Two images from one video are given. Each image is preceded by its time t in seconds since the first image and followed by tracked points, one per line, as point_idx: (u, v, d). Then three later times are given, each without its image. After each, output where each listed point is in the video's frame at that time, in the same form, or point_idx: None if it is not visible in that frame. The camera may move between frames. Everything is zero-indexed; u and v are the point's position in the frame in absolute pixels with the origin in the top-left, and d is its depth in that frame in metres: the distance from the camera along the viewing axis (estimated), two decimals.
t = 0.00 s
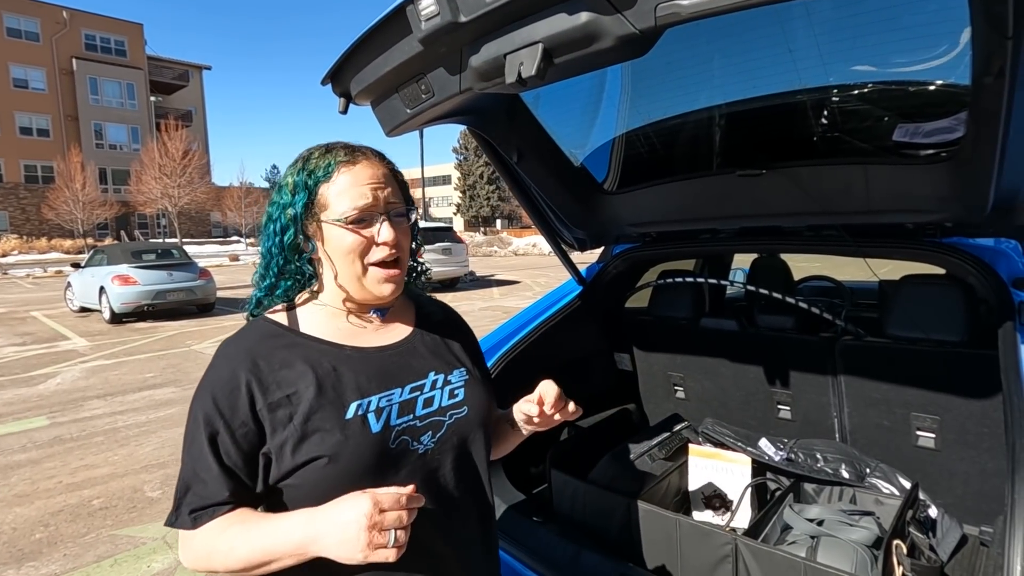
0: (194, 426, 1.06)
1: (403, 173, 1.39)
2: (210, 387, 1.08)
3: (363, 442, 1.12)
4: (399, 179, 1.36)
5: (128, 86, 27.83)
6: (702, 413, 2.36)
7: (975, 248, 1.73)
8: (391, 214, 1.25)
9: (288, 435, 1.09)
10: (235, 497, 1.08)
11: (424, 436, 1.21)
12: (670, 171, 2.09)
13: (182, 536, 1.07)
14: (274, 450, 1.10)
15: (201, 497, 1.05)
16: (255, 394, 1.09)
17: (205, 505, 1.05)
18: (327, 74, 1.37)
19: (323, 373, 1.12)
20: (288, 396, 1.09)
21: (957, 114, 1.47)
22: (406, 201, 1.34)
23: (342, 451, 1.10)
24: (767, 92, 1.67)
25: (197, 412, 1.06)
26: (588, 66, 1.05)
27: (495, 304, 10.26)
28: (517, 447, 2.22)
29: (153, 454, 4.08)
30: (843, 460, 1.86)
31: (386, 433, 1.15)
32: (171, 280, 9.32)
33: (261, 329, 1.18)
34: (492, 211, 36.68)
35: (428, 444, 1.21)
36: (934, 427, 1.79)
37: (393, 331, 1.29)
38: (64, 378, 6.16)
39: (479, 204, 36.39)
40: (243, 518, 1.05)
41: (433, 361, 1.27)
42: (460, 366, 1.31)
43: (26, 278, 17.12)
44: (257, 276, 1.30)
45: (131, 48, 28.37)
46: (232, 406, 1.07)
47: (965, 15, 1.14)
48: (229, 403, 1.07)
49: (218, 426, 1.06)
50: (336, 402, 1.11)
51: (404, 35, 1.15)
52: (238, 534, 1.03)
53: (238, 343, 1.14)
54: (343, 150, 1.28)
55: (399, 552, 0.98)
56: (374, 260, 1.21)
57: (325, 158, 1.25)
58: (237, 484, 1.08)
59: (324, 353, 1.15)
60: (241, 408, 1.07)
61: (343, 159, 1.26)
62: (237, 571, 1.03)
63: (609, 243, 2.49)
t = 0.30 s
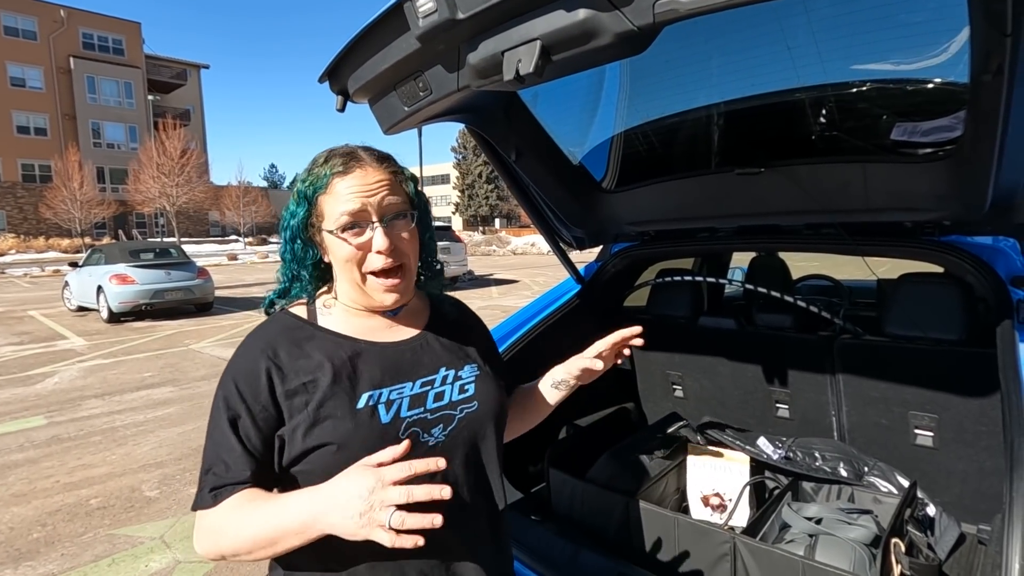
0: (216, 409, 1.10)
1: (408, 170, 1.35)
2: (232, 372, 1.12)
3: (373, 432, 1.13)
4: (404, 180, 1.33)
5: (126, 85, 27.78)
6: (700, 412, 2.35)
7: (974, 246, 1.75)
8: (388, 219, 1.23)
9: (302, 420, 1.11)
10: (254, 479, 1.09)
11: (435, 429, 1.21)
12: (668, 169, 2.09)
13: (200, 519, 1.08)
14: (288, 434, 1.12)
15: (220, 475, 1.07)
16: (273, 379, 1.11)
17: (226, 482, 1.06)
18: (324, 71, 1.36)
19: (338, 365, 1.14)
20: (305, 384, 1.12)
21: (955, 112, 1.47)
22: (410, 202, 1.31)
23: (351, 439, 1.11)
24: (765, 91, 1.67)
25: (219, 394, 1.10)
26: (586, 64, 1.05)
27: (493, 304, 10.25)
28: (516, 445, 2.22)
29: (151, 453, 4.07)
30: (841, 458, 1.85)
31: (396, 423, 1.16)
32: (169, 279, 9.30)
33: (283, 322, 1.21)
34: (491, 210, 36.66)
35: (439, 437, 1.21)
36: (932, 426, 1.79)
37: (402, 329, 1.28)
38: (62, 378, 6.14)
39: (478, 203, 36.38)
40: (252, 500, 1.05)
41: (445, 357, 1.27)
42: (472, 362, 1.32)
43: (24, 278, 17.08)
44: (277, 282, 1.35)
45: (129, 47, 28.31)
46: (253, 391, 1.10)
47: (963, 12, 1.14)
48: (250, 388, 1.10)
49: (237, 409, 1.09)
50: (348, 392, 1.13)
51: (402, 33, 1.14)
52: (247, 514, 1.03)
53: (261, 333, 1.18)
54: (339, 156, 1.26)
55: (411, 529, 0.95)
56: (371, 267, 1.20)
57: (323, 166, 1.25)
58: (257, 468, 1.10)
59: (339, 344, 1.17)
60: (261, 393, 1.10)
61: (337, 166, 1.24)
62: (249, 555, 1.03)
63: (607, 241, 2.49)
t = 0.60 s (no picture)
0: (239, 400, 1.08)
1: (420, 169, 1.35)
2: (255, 365, 1.11)
3: (392, 428, 1.14)
4: (416, 178, 1.33)
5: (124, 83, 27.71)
6: (699, 411, 2.35)
7: (973, 244, 1.74)
8: (402, 216, 1.23)
9: (323, 414, 1.11)
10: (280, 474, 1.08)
11: (450, 426, 1.23)
12: (666, 167, 2.08)
13: (228, 507, 1.07)
14: (307, 428, 1.11)
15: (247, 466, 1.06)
16: (296, 373, 1.11)
17: (257, 472, 1.05)
18: (322, 68, 1.36)
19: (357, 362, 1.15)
20: (326, 378, 1.12)
21: (955, 110, 1.46)
22: (423, 199, 1.31)
23: (371, 434, 1.12)
24: (764, 89, 1.66)
25: (241, 385, 1.09)
26: (585, 60, 1.05)
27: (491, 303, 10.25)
28: (516, 443, 2.22)
29: (149, 452, 4.06)
30: (840, 456, 1.85)
31: (413, 420, 1.17)
32: (167, 278, 9.28)
33: (299, 315, 1.21)
34: (489, 209, 36.65)
35: (454, 434, 1.23)
36: (931, 424, 1.79)
37: (417, 327, 1.29)
38: (60, 377, 6.12)
39: (476, 202, 36.36)
40: (290, 487, 1.05)
41: (458, 356, 1.29)
42: (483, 360, 1.33)
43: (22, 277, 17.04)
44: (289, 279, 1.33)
45: (127, 46, 28.24)
46: (276, 384, 1.10)
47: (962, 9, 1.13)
48: (273, 381, 1.10)
49: (262, 400, 1.08)
50: (368, 389, 1.14)
51: (400, 29, 1.14)
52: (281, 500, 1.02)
53: (278, 325, 1.18)
54: (352, 156, 1.26)
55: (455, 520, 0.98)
56: (388, 265, 1.20)
57: (337, 167, 1.25)
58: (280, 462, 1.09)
59: (358, 342, 1.18)
60: (284, 386, 1.10)
61: (350, 166, 1.24)
62: (285, 540, 1.03)
63: (606, 240, 2.49)
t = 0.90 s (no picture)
0: (254, 401, 1.07)
1: (435, 166, 1.35)
2: (269, 365, 1.09)
3: (403, 432, 1.14)
4: (432, 176, 1.33)
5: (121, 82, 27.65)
6: (699, 408, 2.35)
7: (972, 240, 1.74)
8: (418, 213, 1.23)
9: (336, 416, 1.10)
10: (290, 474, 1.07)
11: (457, 429, 1.23)
12: (665, 164, 2.08)
13: (243, 506, 1.06)
14: (321, 429, 1.11)
15: (262, 468, 1.05)
16: (311, 375, 1.11)
17: (273, 474, 1.05)
18: (321, 65, 1.35)
19: (372, 364, 1.16)
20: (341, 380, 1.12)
21: (954, 107, 1.46)
22: (438, 198, 1.31)
23: (384, 438, 1.12)
24: (763, 86, 1.67)
25: (252, 383, 1.08)
26: (586, 56, 1.04)
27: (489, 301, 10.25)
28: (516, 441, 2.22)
29: (148, 451, 4.06)
30: (839, 453, 1.86)
31: (423, 424, 1.17)
32: (165, 277, 9.27)
33: (314, 313, 1.20)
34: (487, 208, 36.64)
35: (460, 437, 1.23)
36: (930, 420, 1.79)
37: (427, 328, 1.30)
38: (58, 376, 6.11)
39: (475, 201, 36.35)
40: (311, 490, 1.06)
41: (465, 358, 1.29)
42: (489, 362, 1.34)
43: (19, 276, 17.00)
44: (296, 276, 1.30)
45: (124, 44, 28.17)
46: (292, 387, 1.09)
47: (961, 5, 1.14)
48: (289, 384, 1.08)
49: (276, 402, 1.07)
50: (380, 393, 1.14)
51: (399, 25, 1.14)
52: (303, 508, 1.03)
53: (289, 322, 1.16)
54: (368, 153, 1.26)
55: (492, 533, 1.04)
56: (403, 261, 1.21)
57: (352, 163, 1.25)
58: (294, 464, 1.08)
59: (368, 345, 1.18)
60: (301, 388, 1.09)
61: (367, 163, 1.24)
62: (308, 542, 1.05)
63: (606, 237, 2.49)
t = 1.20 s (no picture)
0: (276, 407, 1.05)
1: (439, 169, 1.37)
2: (286, 369, 1.07)
3: (407, 429, 1.14)
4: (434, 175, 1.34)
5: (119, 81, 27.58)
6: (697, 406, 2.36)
7: (970, 238, 1.77)
8: (427, 209, 1.25)
9: (347, 414, 1.10)
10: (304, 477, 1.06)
11: (455, 425, 1.23)
12: (663, 162, 2.08)
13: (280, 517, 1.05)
14: (337, 427, 1.10)
15: (299, 474, 1.03)
16: (324, 375, 1.10)
17: (311, 480, 1.04)
18: (319, 63, 1.35)
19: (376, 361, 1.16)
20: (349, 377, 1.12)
21: (952, 105, 1.47)
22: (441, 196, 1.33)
23: (394, 435, 1.12)
24: (762, 84, 1.67)
25: (272, 392, 1.06)
26: (584, 53, 1.05)
27: (488, 300, 10.24)
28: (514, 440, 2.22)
29: (146, 450, 4.05)
30: (837, 451, 1.87)
31: (428, 420, 1.18)
32: (163, 276, 9.25)
33: (311, 312, 1.18)
34: (486, 207, 36.63)
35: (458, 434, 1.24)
36: (927, 418, 1.80)
37: (422, 325, 1.31)
38: (55, 375, 6.10)
39: (473, 200, 36.32)
40: (355, 497, 1.07)
41: (462, 356, 1.31)
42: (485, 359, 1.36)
43: (17, 275, 16.96)
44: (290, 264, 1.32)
45: (122, 43, 28.10)
46: (310, 388, 1.08)
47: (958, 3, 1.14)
48: (307, 385, 1.08)
49: (299, 407, 1.06)
50: (385, 389, 1.14)
51: (398, 23, 1.14)
52: (355, 511, 1.04)
53: (292, 324, 1.14)
54: (378, 146, 1.26)
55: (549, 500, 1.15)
56: (409, 254, 1.21)
57: (359, 154, 1.25)
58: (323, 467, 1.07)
59: (371, 344, 1.18)
60: (318, 389, 1.09)
61: (377, 156, 1.24)
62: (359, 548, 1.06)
63: (604, 236, 2.49)
